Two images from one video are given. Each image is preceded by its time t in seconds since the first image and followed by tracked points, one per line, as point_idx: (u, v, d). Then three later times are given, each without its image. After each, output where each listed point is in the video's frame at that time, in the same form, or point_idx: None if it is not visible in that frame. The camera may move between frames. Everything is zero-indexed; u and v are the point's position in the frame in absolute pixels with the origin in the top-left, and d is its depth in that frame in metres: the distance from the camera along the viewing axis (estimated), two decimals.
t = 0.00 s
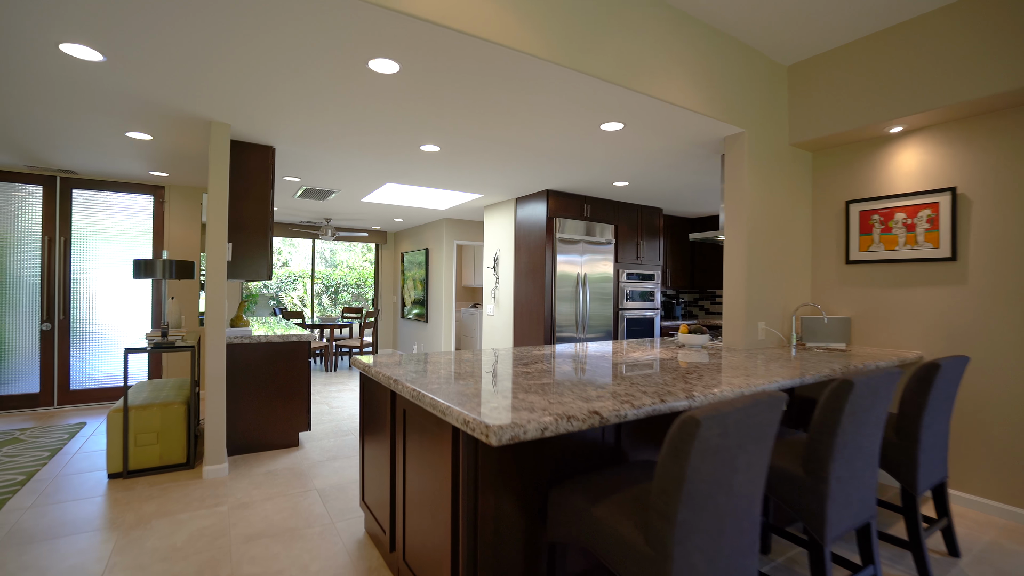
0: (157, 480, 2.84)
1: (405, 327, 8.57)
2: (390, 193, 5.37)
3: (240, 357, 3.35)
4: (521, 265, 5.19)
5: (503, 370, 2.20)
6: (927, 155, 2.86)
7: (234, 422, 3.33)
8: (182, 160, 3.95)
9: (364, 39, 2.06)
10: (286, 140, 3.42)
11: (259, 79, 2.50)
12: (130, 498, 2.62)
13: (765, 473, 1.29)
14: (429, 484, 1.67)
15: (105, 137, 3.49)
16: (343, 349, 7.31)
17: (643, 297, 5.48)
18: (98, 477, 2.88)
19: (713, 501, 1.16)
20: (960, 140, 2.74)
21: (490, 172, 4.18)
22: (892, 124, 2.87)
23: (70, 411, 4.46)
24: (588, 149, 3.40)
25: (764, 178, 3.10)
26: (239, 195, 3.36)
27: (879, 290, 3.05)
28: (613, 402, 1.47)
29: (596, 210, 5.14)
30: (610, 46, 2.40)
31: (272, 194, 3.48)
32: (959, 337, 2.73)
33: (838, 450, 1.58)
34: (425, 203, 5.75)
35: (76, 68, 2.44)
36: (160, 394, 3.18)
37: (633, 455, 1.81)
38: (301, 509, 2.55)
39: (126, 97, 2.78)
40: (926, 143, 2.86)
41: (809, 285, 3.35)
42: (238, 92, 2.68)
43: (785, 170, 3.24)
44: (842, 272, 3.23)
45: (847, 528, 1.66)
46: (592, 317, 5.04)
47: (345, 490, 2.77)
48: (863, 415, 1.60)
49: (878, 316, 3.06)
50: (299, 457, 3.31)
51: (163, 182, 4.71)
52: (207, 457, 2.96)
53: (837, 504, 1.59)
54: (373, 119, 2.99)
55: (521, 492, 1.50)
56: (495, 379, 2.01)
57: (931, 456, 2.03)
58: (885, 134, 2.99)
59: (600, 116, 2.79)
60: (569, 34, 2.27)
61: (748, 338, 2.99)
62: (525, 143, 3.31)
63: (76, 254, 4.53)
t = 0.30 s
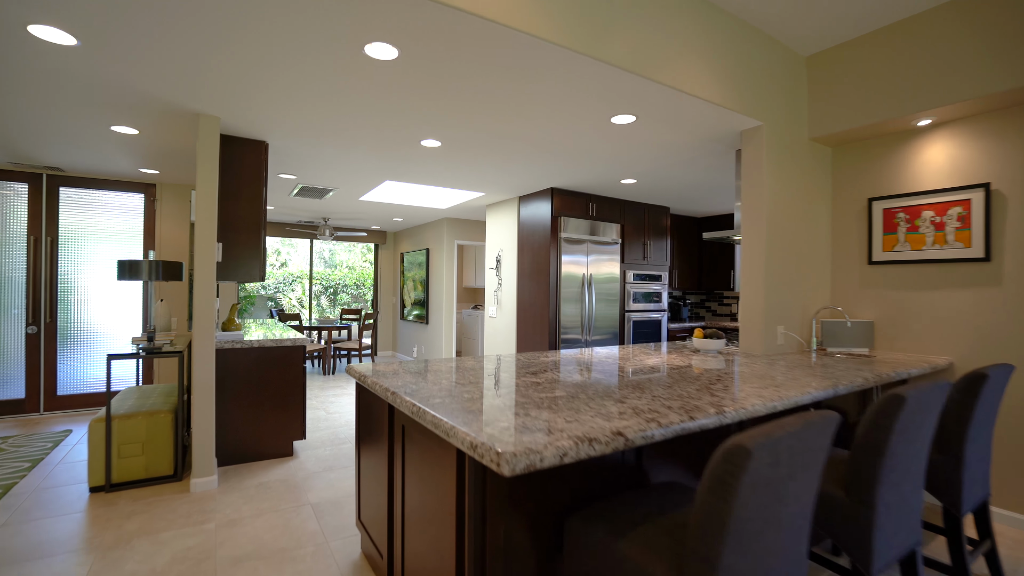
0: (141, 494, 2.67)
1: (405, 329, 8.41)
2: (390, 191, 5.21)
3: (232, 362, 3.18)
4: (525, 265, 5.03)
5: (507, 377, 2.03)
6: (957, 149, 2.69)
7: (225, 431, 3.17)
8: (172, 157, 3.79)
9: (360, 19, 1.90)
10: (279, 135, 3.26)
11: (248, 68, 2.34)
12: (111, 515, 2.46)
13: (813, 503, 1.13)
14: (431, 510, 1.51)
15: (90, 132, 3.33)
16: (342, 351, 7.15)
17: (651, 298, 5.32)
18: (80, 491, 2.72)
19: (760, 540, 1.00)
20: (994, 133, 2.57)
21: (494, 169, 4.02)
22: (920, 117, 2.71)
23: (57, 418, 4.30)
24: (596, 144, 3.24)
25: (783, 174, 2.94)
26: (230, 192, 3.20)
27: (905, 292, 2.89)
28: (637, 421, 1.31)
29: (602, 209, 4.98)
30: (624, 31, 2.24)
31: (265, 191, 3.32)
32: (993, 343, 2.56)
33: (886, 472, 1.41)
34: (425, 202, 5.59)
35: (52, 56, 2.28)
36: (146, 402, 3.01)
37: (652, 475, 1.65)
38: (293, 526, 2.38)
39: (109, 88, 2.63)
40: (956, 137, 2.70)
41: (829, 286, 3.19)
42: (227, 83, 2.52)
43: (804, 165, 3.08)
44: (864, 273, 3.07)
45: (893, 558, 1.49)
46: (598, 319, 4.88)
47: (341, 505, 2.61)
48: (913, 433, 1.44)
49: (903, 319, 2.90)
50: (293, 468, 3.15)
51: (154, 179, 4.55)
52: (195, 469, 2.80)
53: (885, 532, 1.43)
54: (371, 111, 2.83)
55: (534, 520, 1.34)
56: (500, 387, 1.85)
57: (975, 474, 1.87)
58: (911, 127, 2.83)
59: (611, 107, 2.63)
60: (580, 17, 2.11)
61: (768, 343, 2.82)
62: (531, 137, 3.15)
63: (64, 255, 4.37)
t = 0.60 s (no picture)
0: (124, 511, 2.51)
1: (405, 331, 8.24)
2: (389, 189, 5.05)
3: (222, 369, 3.02)
4: (528, 266, 4.87)
5: (514, 387, 1.86)
6: (991, 143, 2.53)
7: (215, 442, 3.00)
8: (161, 153, 3.63)
9: None
10: (272, 129, 3.10)
11: (236, 54, 2.18)
12: (89, 535, 2.29)
13: (879, 547, 0.97)
14: (434, 544, 1.35)
15: (74, 127, 3.16)
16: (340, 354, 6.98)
17: (658, 300, 5.17)
18: (59, 507, 2.56)
19: None
20: None
21: (497, 166, 3.86)
22: (951, 110, 2.55)
23: (42, 425, 4.14)
24: (606, 139, 3.07)
25: (805, 170, 2.78)
26: (220, 190, 3.04)
27: (935, 295, 2.73)
28: (669, 446, 1.14)
29: (609, 208, 4.81)
30: (640, 13, 2.08)
31: (257, 188, 3.16)
32: None
33: (946, 504, 1.25)
34: (426, 200, 5.43)
35: (24, 42, 2.11)
36: (131, 411, 2.85)
37: (678, 502, 1.49)
38: (284, 548, 2.22)
39: (89, 79, 2.46)
40: (990, 130, 2.54)
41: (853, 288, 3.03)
42: (213, 72, 2.35)
43: (826, 161, 2.92)
44: (889, 275, 2.91)
45: None
46: (605, 322, 4.72)
47: (336, 523, 2.45)
48: (976, 457, 1.28)
49: (933, 324, 2.73)
50: (287, 481, 2.99)
51: (145, 177, 4.39)
52: (182, 484, 2.64)
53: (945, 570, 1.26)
54: (369, 104, 2.67)
55: (550, 559, 1.17)
56: (510, 398, 1.69)
57: None
58: (941, 121, 2.67)
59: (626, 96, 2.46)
60: None
61: (789, 349, 2.66)
62: (538, 131, 2.98)
63: (51, 255, 4.21)
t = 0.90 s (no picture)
0: (104, 527, 2.36)
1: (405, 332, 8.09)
2: (387, 186, 4.90)
3: (211, 374, 2.86)
4: (531, 266, 4.72)
5: (521, 398, 1.70)
6: None
7: (203, 451, 2.85)
8: (149, 147, 3.47)
9: None
10: (263, 121, 2.94)
11: (220, 38, 2.02)
12: (64, 554, 2.13)
13: None
14: None
15: (56, 119, 3.01)
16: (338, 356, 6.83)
17: (665, 301, 5.02)
18: (35, 522, 2.40)
19: None
20: None
21: (499, 162, 3.71)
22: (982, 99, 2.40)
23: (26, 431, 3.99)
24: (615, 131, 2.92)
25: (826, 165, 2.63)
26: (209, 185, 2.89)
27: (963, 297, 2.58)
28: (706, 474, 0.99)
29: (614, 206, 4.66)
30: None
31: (248, 184, 3.00)
32: None
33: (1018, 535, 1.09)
34: (425, 198, 5.28)
35: None
36: (113, 420, 2.69)
37: (706, 529, 1.33)
38: (274, 568, 2.07)
39: (66, 66, 2.31)
40: None
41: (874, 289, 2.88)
42: (198, 58, 2.20)
43: (847, 155, 2.77)
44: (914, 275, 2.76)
45: None
46: (610, 323, 4.57)
47: (329, 540, 2.30)
48: None
49: (961, 327, 2.59)
50: (279, 492, 2.84)
51: (134, 173, 4.23)
52: (166, 498, 2.48)
53: None
54: (365, 93, 2.52)
55: None
56: (517, 410, 1.53)
57: None
58: (971, 111, 2.51)
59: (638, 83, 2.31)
60: None
61: (810, 354, 2.51)
62: (543, 122, 2.83)
63: (36, 256, 4.07)
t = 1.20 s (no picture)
0: (80, 546, 2.21)
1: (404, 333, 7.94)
2: (385, 183, 4.75)
3: (196, 381, 2.70)
4: (534, 266, 4.56)
5: (526, 411, 1.54)
6: None
7: (189, 462, 2.70)
8: (135, 142, 3.32)
9: None
10: (252, 113, 2.79)
11: (200, 21, 1.87)
12: None
13: None
14: None
15: (35, 113, 2.86)
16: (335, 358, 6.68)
17: (671, 302, 4.87)
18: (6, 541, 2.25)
19: None
20: None
21: (501, 157, 3.56)
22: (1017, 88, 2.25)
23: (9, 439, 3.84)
24: (624, 123, 2.77)
25: (849, 159, 2.47)
26: (194, 181, 2.73)
27: (995, 299, 2.42)
28: (753, 513, 0.83)
29: (620, 204, 4.50)
30: None
31: (236, 180, 2.84)
32: None
33: None
34: (424, 196, 5.12)
35: None
36: (92, 429, 2.54)
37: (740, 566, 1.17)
38: None
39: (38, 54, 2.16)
40: None
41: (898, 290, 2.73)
42: (178, 44, 2.04)
43: (870, 149, 2.62)
44: (941, 275, 2.60)
45: None
46: (615, 325, 4.42)
47: (320, 560, 2.14)
48: None
49: (993, 331, 2.43)
50: (268, 506, 2.68)
51: (122, 170, 4.08)
52: (147, 514, 2.33)
53: None
54: (359, 83, 2.37)
55: None
56: (523, 426, 1.38)
57: None
58: (1005, 101, 2.36)
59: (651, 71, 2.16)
60: None
61: (833, 360, 2.36)
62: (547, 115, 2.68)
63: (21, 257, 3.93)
